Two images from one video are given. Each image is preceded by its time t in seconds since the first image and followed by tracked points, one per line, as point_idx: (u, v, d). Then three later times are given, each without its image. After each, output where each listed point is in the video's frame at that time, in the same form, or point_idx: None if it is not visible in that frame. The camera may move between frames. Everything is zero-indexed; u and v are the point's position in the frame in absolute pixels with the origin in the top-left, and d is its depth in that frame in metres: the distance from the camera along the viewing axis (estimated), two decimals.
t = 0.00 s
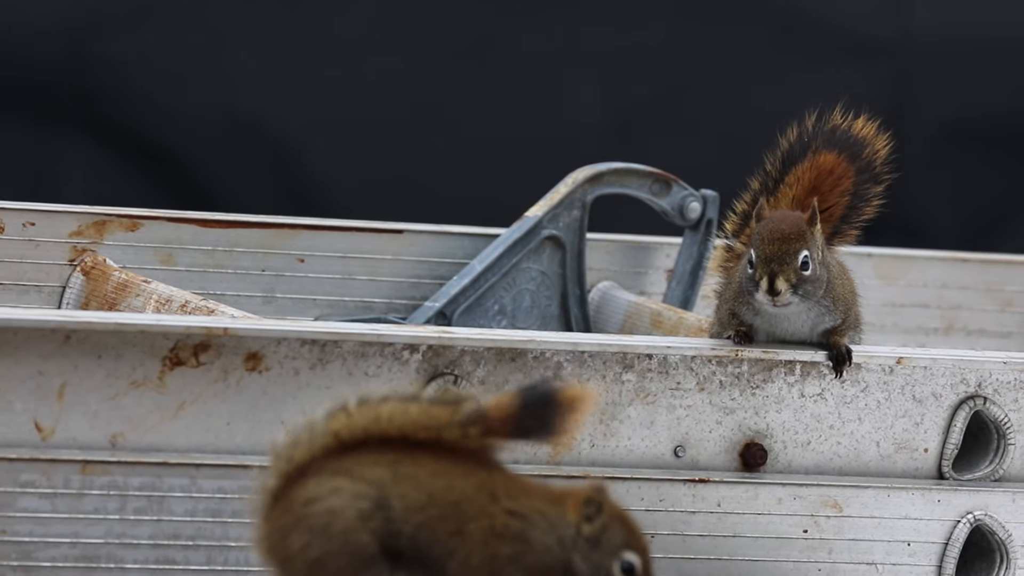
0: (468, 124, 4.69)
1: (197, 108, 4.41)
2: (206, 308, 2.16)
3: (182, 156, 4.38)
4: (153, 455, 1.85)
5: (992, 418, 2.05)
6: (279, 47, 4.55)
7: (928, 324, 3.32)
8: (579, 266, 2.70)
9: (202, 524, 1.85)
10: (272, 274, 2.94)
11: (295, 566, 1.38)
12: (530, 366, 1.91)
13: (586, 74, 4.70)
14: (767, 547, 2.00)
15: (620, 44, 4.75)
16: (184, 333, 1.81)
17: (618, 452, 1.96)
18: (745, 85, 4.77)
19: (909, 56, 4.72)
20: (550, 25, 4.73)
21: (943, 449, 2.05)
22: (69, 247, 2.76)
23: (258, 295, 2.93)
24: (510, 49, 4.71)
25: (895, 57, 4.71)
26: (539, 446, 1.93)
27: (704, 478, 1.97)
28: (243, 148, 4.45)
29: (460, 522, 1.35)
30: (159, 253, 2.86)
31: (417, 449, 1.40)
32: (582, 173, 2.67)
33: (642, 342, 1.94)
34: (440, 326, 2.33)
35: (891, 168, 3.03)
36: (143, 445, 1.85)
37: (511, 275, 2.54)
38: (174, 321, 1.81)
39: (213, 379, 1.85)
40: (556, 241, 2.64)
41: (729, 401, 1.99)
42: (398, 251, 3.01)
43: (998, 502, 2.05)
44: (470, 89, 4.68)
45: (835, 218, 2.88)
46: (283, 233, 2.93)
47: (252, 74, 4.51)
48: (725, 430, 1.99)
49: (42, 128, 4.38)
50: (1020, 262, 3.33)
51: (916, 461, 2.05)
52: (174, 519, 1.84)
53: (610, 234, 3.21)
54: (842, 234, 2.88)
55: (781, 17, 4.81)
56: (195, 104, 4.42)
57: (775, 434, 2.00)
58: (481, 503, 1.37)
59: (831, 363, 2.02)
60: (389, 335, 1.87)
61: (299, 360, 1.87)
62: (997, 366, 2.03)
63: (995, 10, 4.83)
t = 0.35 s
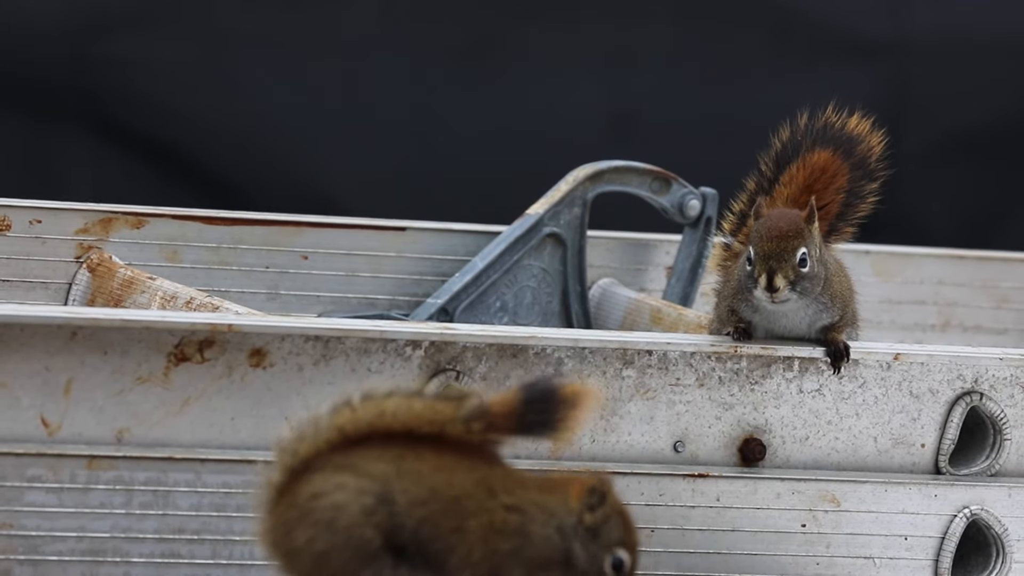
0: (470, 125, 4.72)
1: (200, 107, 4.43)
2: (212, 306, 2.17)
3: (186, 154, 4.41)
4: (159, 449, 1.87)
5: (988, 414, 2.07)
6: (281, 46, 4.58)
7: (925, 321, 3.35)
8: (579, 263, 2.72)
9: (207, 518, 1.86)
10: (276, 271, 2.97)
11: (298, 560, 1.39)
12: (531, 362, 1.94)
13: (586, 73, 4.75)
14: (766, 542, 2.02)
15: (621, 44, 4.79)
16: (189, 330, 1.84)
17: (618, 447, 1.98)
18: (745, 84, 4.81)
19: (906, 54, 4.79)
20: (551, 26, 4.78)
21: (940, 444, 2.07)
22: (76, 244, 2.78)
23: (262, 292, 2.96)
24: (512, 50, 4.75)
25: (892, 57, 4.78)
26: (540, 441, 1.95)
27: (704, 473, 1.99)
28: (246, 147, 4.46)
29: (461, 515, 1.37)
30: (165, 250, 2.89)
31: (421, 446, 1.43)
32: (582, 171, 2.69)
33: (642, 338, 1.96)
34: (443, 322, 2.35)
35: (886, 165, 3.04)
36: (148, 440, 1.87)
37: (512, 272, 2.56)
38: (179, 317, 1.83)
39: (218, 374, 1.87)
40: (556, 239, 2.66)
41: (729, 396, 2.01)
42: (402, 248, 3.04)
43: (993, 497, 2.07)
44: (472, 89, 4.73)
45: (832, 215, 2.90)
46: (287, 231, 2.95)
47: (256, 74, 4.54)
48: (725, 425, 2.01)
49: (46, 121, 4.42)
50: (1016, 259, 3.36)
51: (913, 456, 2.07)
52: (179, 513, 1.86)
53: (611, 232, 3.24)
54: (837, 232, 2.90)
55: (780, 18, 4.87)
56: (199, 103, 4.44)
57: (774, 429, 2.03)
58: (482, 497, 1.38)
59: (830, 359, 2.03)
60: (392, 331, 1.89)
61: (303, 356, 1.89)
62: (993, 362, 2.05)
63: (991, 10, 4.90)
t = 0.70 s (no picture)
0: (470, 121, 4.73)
1: (201, 105, 4.45)
2: (215, 301, 2.19)
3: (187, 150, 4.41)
4: (162, 445, 1.88)
5: (988, 410, 2.08)
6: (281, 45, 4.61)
7: (925, 317, 3.35)
8: (580, 260, 2.73)
9: (210, 513, 1.87)
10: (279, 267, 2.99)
11: (300, 555, 1.39)
12: (533, 358, 1.95)
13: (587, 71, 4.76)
14: (766, 537, 2.03)
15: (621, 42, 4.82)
16: (192, 325, 1.84)
17: (619, 442, 1.99)
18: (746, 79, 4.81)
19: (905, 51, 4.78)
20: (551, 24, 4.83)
21: (939, 441, 2.08)
22: (79, 240, 2.78)
23: (265, 288, 2.99)
24: (513, 47, 4.78)
25: (889, 54, 4.76)
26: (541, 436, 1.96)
27: (704, 468, 2.00)
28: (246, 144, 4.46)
29: (469, 510, 1.39)
30: (168, 247, 2.89)
31: (425, 442, 1.44)
32: (584, 168, 2.70)
33: (643, 335, 1.97)
34: (445, 318, 2.36)
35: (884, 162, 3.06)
36: (151, 435, 1.88)
37: (513, 269, 2.57)
38: (181, 312, 1.84)
39: (221, 370, 1.88)
40: (557, 235, 2.67)
41: (729, 392, 2.02)
42: (404, 245, 3.04)
43: (992, 492, 2.08)
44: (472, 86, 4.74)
45: (832, 213, 2.91)
46: (289, 228, 2.97)
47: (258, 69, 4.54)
48: (725, 421, 2.02)
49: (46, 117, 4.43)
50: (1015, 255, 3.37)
51: (913, 452, 2.08)
52: (181, 508, 1.87)
53: (612, 229, 3.24)
54: (837, 230, 2.91)
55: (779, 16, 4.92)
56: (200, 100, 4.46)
57: (775, 425, 2.04)
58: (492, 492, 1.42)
59: (830, 355, 2.04)
60: (395, 327, 1.90)
61: (305, 352, 1.90)
62: (992, 359, 2.06)
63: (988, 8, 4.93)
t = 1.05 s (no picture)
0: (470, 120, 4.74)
1: (200, 103, 4.44)
2: (216, 299, 2.21)
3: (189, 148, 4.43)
4: (163, 442, 1.88)
5: (987, 408, 2.09)
6: (283, 44, 4.61)
7: (925, 315, 3.36)
8: (581, 258, 2.73)
9: (211, 510, 1.87)
10: (280, 265, 3.00)
11: (304, 553, 1.40)
12: (534, 356, 1.95)
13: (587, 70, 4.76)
14: (766, 534, 2.03)
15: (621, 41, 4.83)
16: (193, 323, 1.84)
17: (620, 440, 2.00)
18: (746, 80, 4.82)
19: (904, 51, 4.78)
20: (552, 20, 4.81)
21: (939, 438, 2.09)
22: (80, 238, 2.80)
23: (266, 285, 2.99)
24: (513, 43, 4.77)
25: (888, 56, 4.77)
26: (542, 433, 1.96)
27: (704, 466, 2.01)
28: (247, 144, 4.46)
29: (476, 509, 1.41)
30: (169, 245, 2.88)
31: (432, 442, 1.46)
32: (585, 166, 2.70)
33: (643, 332, 1.97)
34: (446, 316, 2.37)
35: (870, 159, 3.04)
36: (152, 432, 1.88)
37: (513, 268, 2.57)
38: (183, 310, 1.84)
39: (222, 368, 1.88)
40: (558, 233, 2.67)
41: (729, 389, 2.02)
42: (404, 243, 3.04)
43: (993, 489, 2.08)
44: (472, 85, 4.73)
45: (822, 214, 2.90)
46: (290, 225, 2.99)
47: (258, 70, 4.56)
48: (725, 418, 2.02)
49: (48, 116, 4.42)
50: (1015, 253, 3.37)
51: (913, 449, 2.09)
52: (182, 505, 1.86)
53: (612, 226, 3.25)
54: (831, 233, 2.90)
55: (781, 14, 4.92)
56: (199, 99, 4.45)
57: (775, 422, 2.04)
58: (500, 491, 1.44)
59: (830, 353, 2.05)
60: (396, 324, 1.90)
61: (306, 349, 1.90)
62: (993, 356, 2.07)
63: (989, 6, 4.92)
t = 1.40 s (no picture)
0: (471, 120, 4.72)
1: (201, 101, 4.45)
2: (217, 298, 2.22)
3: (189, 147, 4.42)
4: (164, 441, 1.87)
5: (988, 407, 2.08)
6: (282, 43, 4.65)
7: (925, 314, 3.36)
8: (583, 257, 2.73)
9: (212, 509, 1.88)
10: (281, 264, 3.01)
11: (306, 546, 1.52)
12: (534, 355, 1.95)
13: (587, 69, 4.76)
14: (767, 533, 2.04)
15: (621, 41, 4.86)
16: (194, 322, 1.84)
17: (620, 439, 2.00)
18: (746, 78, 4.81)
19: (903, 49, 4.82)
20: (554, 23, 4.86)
21: (939, 437, 2.09)
22: (82, 237, 2.81)
23: (267, 285, 3.00)
24: (514, 45, 4.81)
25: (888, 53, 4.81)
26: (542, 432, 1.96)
27: (704, 465, 2.01)
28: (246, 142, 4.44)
29: (476, 508, 1.54)
30: (170, 244, 2.90)
31: (433, 441, 1.56)
32: (585, 166, 2.71)
33: (644, 332, 1.97)
34: (446, 315, 2.37)
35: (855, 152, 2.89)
36: (153, 432, 1.87)
37: (514, 267, 2.58)
38: (183, 309, 1.83)
39: (222, 367, 1.88)
40: (558, 233, 2.68)
41: (730, 388, 2.02)
42: (405, 243, 3.04)
43: (992, 489, 2.09)
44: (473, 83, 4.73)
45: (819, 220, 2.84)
46: (291, 225, 2.99)
47: (259, 69, 4.56)
48: (726, 418, 2.02)
49: (48, 116, 4.43)
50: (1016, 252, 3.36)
51: (913, 449, 2.09)
52: (183, 504, 1.87)
53: (613, 226, 3.26)
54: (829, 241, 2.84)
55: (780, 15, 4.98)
56: (200, 97, 4.46)
57: (775, 422, 2.04)
58: (503, 490, 1.56)
59: (830, 353, 2.05)
60: (396, 324, 1.91)
61: (306, 348, 1.90)
62: (993, 355, 2.06)
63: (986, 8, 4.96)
